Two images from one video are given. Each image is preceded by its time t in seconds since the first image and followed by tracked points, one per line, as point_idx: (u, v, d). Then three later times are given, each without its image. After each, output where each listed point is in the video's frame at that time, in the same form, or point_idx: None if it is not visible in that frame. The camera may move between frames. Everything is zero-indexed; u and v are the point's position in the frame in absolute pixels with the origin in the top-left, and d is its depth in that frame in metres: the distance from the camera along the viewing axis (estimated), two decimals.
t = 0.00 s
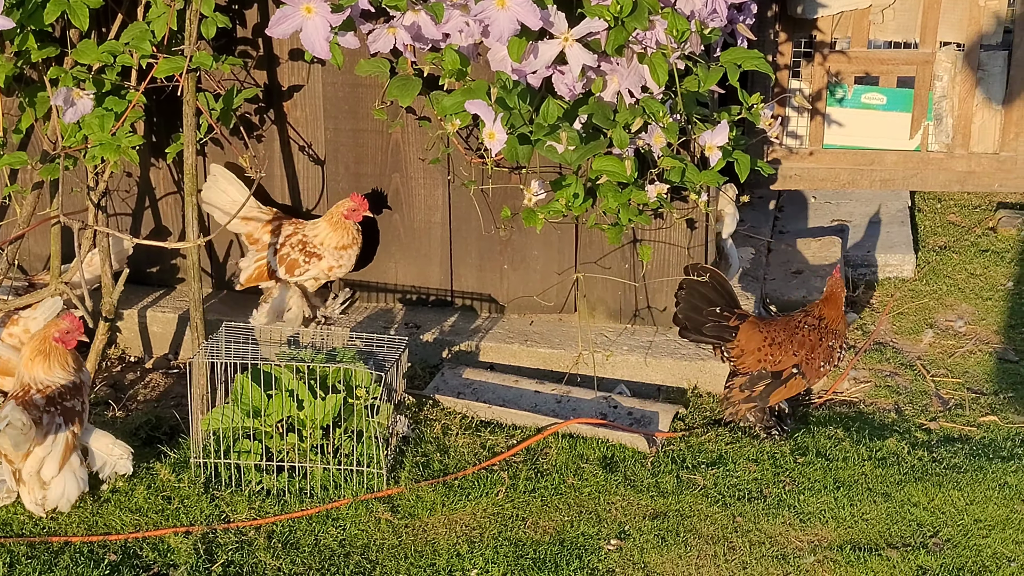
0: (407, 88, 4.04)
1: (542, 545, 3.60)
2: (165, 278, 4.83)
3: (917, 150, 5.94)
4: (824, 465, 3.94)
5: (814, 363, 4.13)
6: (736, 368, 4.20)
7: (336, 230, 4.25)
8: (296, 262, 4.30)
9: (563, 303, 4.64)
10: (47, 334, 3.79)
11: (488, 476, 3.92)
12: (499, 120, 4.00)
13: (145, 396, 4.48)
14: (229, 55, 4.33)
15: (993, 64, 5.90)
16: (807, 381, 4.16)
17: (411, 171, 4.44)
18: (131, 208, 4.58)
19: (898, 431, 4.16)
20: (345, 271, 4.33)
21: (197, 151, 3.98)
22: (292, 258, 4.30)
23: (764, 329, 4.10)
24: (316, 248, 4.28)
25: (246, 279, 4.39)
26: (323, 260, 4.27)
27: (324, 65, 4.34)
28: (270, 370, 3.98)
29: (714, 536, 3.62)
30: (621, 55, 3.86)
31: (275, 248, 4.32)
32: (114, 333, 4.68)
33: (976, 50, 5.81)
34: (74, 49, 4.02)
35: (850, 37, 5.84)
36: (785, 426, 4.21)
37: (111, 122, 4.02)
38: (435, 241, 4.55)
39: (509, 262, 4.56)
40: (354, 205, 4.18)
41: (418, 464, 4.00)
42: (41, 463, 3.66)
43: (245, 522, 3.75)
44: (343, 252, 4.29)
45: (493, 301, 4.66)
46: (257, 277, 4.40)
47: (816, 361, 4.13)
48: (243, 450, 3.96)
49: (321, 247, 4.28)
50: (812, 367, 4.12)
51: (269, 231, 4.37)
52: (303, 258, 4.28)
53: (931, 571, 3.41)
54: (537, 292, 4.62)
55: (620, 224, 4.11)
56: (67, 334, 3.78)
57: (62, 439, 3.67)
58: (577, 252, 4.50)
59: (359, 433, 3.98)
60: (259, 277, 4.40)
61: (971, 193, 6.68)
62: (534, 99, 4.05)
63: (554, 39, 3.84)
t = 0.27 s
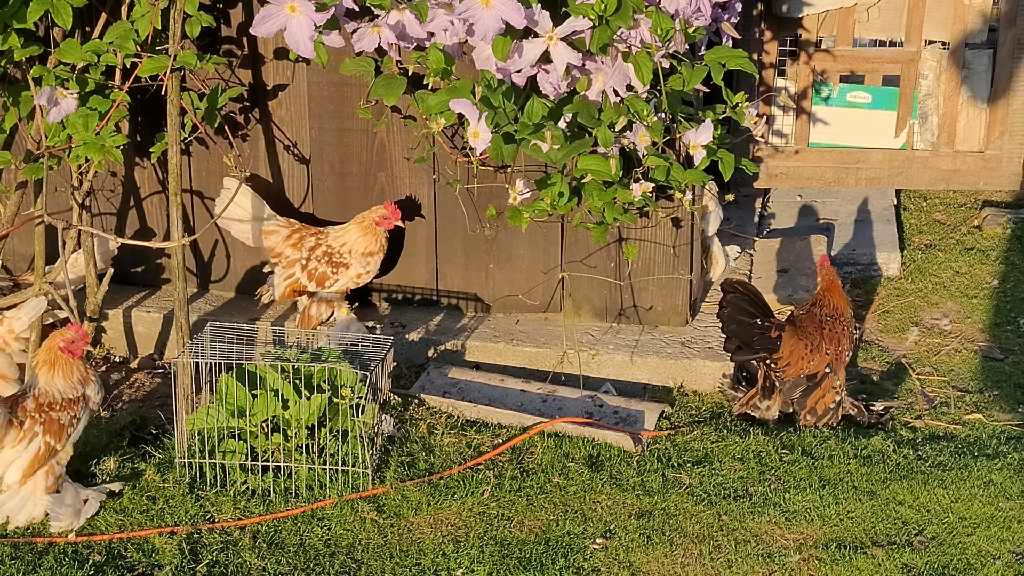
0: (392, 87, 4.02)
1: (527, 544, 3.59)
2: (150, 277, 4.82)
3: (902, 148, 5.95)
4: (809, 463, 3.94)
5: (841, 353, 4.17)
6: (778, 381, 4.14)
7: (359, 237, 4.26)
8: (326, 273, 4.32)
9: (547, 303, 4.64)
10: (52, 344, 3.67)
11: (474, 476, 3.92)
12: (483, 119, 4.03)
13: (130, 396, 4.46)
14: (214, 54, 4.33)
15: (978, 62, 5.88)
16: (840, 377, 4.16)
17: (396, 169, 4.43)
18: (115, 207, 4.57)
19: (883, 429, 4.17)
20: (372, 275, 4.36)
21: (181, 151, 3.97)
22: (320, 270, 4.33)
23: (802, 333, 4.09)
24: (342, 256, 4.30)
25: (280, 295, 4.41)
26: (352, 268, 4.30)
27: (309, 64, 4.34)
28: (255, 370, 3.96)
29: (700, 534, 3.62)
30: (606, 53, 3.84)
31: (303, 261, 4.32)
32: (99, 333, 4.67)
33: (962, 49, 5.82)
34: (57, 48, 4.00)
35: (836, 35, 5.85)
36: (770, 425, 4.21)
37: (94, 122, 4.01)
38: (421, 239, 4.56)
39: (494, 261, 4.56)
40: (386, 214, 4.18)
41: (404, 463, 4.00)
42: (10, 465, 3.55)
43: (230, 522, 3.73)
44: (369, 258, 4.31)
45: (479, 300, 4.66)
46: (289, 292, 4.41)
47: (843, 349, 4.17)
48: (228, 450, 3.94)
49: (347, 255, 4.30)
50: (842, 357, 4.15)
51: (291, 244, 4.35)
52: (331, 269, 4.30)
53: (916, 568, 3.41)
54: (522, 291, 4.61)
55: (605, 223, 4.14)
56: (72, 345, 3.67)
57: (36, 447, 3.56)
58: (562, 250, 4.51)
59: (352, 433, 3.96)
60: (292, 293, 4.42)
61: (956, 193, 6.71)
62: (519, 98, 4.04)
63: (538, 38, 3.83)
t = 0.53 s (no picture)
0: (377, 86, 4.04)
1: (512, 544, 3.59)
2: (135, 277, 4.81)
3: (886, 147, 5.79)
4: (794, 462, 3.94)
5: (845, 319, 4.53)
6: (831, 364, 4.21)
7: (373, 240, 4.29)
8: (345, 278, 4.33)
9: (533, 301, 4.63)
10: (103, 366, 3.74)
11: (459, 476, 3.91)
12: (468, 119, 4.03)
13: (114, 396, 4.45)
14: (198, 54, 4.32)
15: (963, 62, 5.61)
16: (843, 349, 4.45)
17: (381, 169, 4.43)
18: (100, 207, 4.58)
19: (869, 428, 4.17)
20: (392, 279, 4.37)
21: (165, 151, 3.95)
22: (339, 275, 4.35)
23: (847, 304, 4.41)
24: (361, 260, 4.32)
25: (300, 300, 4.41)
26: (370, 272, 4.32)
27: (294, 64, 4.34)
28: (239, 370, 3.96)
29: (684, 533, 3.62)
30: (590, 53, 3.85)
31: (322, 266, 4.32)
32: (84, 333, 4.66)
33: (947, 48, 5.58)
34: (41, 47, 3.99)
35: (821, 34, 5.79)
36: (756, 424, 4.22)
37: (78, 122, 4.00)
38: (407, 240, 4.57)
39: (480, 261, 4.57)
40: (393, 216, 4.23)
41: (389, 463, 3.99)
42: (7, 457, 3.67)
43: (215, 522, 3.72)
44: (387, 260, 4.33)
45: (464, 300, 4.66)
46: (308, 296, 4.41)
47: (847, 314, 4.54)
48: (213, 450, 3.92)
49: (365, 259, 4.31)
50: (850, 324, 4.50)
51: (310, 248, 4.36)
52: (350, 274, 4.32)
53: (900, 567, 3.41)
54: (508, 291, 4.62)
55: (591, 221, 4.14)
56: (118, 372, 3.72)
57: (24, 449, 3.64)
58: (548, 250, 4.50)
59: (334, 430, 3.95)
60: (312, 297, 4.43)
61: (943, 192, 6.73)
62: (504, 97, 4.03)
63: (523, 37, 3.83)
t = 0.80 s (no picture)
0: (363, 85, 4.03)
1: (498, 543, 3.59)
2: (121, 277, 4.81)
3: (875, 145, 5.84)
4: (780, 461, 3.94)
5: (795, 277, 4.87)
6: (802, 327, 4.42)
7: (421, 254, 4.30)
8: (379, 270, 4.32)
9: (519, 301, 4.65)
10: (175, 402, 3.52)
11: (445, 475, 3.91)
12: (453, 118, 4.03)
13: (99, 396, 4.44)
14: (184, 53, 4.32)
15: (948, 60, 5.66)
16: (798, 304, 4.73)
17: (367, 168, 4.43)
18: (86, 207, 4.58)
19: (855, 427, 4.18)
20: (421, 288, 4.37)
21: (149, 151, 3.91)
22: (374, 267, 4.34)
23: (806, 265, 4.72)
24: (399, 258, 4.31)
25: (328, 283, 4.42)
26: (405, 271, 4.31)
27: (279, 63, 4.34)
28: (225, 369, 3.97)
29: (670, 533, 3.62)
30: (575, 52, 3.84)
31: (360, 254, 4.33)
32: (70, 333, 4.65)
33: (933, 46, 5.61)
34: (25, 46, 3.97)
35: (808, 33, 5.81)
36: (742, 423, 4.22)
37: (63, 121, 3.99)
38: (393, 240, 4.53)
39: (466, 260, 4.59)
40: (454, 244, 4.26)
41: (375, 463, 3.99)
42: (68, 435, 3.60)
43: (201, 522, 3.71)
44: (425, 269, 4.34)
45: (451, 300, 4.69)
46: (337, 281, 4.43)
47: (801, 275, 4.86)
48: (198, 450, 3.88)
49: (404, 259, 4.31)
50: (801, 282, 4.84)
51: (350, 239, 4.36)
52: (386, 266, 4.31)
53: (886, 566, 3.41)
54: (494, 290, 4.64)
55: (577, 221, 4.14)
56: (187, 410, 3.52)
57: (79, 434, 3.54)
58: (533, 250, 4.53)
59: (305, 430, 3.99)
60: (341, 283, 4.43)
61: (929, 191, 6.75)
62: (489, 96, 4.03)
63: (508, 36, 3.81)
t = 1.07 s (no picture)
0: (349, 84, 4.01)
1: (485, 542, 3.59)
2: (107, 276, 4.80)
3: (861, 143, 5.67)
4: (768, 458, 3.94)
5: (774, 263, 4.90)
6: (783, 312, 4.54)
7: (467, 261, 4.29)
8: (422, 282, 4.28)
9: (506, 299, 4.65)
10: (262, 416, 3.43)
11: (432, 473, 3.90)
12: (439, 116, 4.01)
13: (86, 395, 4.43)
14: (169, 51, 4.31)
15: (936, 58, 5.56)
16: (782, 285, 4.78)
17: (354, 166, 4.42)
18: (72, 206, 4.58)
19: (842, 424, 4.18)
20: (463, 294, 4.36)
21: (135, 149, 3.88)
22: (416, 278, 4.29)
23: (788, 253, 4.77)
24: (443, 269, 4.29)
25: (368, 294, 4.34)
26: (449, 283, 4.29)
27: (265, 61, 4.33)
28: (210, 368, 3.90)
29: (657, 531, 3.61)
30: (562, 49, 3.82)
31: (403, 266, 4.26)
32: (56, 332, 4.65)
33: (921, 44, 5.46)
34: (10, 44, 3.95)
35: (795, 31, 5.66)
36: (729, 420, 4.22)
37: (48, 120, 3.98)
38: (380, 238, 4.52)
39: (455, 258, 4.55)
40: (497, 251, 4.22)
41: (361, 461, 3.98)
42: (142, 494, 3.37)
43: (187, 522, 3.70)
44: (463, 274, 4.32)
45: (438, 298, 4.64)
46: (377, 292, 4.35)
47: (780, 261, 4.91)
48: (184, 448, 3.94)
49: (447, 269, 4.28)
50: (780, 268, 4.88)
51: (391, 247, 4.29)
52: (430, 278, 4.27)
53: (873, 564, 3.41)
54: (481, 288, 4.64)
55: (563, 219, 4.14)
56: (277, 423, 3.43)
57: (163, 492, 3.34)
58: (522, 248, 4.50)
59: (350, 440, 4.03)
60: (381, 293, 4.35)
61: (917, 187, 6.77)
62: (476, 94, 4.03)
63: (494, 34, 3.82)
